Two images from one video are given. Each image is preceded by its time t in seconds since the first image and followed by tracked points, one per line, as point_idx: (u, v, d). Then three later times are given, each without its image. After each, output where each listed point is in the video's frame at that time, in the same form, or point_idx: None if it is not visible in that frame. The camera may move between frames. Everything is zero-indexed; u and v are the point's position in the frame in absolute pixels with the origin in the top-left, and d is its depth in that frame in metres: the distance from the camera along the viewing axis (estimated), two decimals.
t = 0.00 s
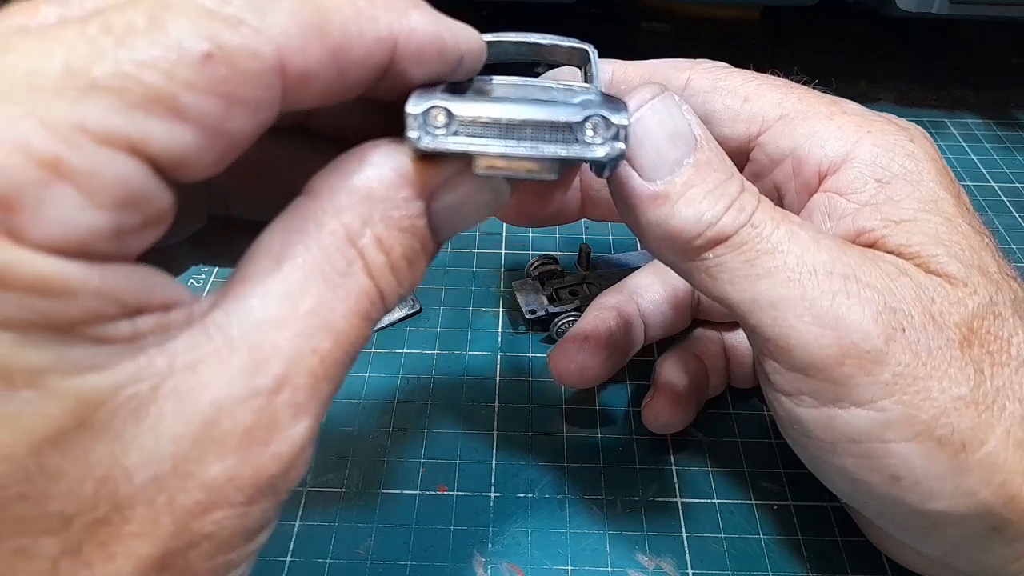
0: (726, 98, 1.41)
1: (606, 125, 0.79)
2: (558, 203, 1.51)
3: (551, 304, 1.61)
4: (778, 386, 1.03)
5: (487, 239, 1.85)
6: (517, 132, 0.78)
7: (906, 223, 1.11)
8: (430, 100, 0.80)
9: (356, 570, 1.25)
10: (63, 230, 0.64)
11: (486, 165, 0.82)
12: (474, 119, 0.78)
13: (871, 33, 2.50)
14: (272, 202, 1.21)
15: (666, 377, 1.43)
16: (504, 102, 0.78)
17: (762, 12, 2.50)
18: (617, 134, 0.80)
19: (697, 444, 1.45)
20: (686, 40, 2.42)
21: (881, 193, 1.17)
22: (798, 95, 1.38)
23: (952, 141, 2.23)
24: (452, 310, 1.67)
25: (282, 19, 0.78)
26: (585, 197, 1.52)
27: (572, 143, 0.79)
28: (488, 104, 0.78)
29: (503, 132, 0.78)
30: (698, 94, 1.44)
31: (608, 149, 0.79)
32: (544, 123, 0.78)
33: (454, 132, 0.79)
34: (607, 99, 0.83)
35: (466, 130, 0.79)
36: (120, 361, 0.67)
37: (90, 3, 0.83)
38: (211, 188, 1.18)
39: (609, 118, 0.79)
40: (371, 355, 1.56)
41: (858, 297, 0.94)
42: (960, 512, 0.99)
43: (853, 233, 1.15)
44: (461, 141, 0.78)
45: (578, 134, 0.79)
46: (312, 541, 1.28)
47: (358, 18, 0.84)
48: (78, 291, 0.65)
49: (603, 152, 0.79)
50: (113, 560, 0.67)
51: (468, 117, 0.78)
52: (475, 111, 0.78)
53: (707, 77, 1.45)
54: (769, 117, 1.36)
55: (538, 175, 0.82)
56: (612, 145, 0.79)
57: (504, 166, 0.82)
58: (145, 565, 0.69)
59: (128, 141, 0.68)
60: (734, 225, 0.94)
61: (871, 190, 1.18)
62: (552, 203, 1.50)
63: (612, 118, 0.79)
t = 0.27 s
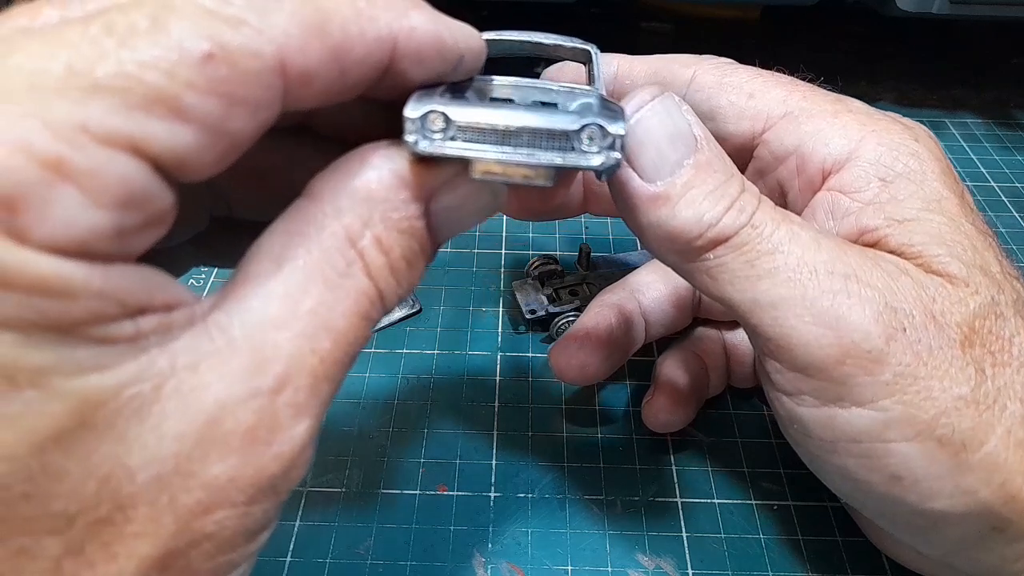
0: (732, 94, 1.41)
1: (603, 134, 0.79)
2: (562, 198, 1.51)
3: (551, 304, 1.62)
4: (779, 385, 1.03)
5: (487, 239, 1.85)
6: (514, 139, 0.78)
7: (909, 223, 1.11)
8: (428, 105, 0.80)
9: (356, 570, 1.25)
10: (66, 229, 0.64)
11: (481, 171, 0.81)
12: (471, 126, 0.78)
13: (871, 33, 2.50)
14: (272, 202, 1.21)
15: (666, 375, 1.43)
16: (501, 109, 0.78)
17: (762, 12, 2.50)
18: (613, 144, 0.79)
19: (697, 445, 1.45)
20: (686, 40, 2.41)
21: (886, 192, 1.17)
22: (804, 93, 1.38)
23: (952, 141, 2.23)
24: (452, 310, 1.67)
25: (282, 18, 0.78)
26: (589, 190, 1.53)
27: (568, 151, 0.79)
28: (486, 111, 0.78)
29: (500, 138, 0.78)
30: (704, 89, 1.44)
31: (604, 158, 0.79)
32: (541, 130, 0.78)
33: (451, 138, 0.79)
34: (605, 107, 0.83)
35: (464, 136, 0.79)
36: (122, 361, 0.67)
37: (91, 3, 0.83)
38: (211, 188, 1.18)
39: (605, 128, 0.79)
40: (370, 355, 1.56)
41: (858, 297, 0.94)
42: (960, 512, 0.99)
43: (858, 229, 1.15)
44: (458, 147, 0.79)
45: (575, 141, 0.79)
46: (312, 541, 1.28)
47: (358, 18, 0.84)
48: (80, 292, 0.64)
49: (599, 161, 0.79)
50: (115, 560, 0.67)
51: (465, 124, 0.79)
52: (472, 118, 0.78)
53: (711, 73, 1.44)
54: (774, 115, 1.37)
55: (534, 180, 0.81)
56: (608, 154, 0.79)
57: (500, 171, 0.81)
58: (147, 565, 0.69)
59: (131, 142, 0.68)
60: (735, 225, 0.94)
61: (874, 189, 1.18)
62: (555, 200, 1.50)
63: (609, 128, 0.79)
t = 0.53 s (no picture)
0: (728, 97, 1.41)
1: (604, 136, 0.79)
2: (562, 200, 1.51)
3: (551, 304, 1.62)
4: (779, 385, 1.03)
5: (487, 239, 1.85)
6: (515, 142, 0.79)
7: (907, 223, 1.11)
8: (430, 109, 0.80)
9: (356, 570, 1.25)
10: (75, 232, 0.64)
11: (484, 174, 0.81)
12: (473, 130, 0.79)
13: (870, 33, 2.50)
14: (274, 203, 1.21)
15: (666, 374, 1.44)
16: (502, 113, 0.78)
17: (762, 12, 2.50)
18: (614, 145, 0.79)
19: (696, 445, 1.45)
20: (686, 40, 2.41)
21: (885, 192, 1.17)
22: (801, 95, 1.38)
23: (951, 141, 2.23)
24: (452, 310, 1.67)
25: (287, 23, 0.78)
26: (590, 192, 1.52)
27: (570, 153, 0.79)
28: (488, 114, 0.79)
29: (502, 141, 0.79)
30: (700, 94, 1.44)
31: (606, 160, 0.79)
32: (542, 134, 0.78)
33: (453, 142, 0.80)
34: (605, 109, 0.82)
35: (466, 139, 0.79)
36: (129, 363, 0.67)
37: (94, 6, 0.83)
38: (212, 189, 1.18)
39: (607, 130, 0.79)
40: (370, 355, 1.56)
41: (858, 296, 0.95)
42: (960, 511, 0.99)
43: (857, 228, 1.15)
44: (460, 151, 0.79)
45: (576, 143, 0.79)
46: (312, 541, 1.29)
47: (361, 23, 0.84)
48: (87, 294, 0.64)
49: (600, 162, 0.79)
50: (120, 561, 0.67)
51: (468, 129, 0.79)
52: (474, 122, 0.78)
53: (709, 77, 1.44)
54: (771, 117, 1.36)
55: (535, 183, 0.81)
56: (608, 156, 0.79)
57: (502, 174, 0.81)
58: (151, 566, 0.69)
59: (136, 144, 0.68)
60: (734, 225, 0.94)
61: (873, 190, 1.18)
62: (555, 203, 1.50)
63: (610, 130, 0.79)
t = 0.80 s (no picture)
0: (727, 99, 1.41)
1: (598, 138, 0.79)
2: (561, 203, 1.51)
3: (551, 304, 1.62)
4: (776, 384, 1.04)
5: (487, 240, 1.85)
6: (511, 146, 0.79)
7: (903, 222, 1.12)
8: (427, 114, 0.80)
9: (355, 570, 1.25)
10: (82, 234, 0.64)
11: (481, 178, 0.82)
12: (469, 134, 0.79)
13: (870, 33, 2.51)
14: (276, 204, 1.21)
15: (665, 371, 1.45)
16: (498, 118, 0.79)
17: (762, 12, 2.50)
18: (608, 147, 0.80)
19: (696, 444, 1.45)
20: (686, 40, 2.42)
21: (881, 191, 1.17)
22: (797, 96, 1.39)
23: (952, 141, 2.24)
24: (452, 310, 1.67)
25: (291, 29, 0.78)
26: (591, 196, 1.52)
27: (564, 156, 0.80)
28: (484, 118, 0.79)
29: (498, 145, 0.79)
30: (699, 96, 1.45)
31: (599, 162, 0.80)
32: (537, 136, 0.78)
33: (450, 146, 0.80)
34: (600, 112, 0.82)
35: (462, 143, 0.79)
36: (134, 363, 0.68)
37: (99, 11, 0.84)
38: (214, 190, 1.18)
39: (600, 132, 0.79)
40: (371, 355, 1.56)
41: (854, 295, 0.95)
42: (955, 510, 1.00)
43: (853, 229, 1.16)
44: (456, 154, 0.79)
45: (570, 146, 0.79)
46: (312, 541, 1.29)
47: (362, 28, 0.85)
48: (94, 294, 0.65)
49: (594, 164, 0.79)
50: (123, 559, 0.68)
51: (464, 133, 0.79)
52: (470, 126, 0.78)
53: (708, 78, 1.45)
54: (768, 117, 1.37)
55: (532, 185, 0.81)
56: (603, 158, 0.80)
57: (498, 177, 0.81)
58: (154, 564, 0.69)
59: (140, 146, 0.69)
60: (731, 225, 0.94)
61: (869, 190, 1.18)
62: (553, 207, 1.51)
63: (604, 132, 0.79)
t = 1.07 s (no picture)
0: (721, 104, 1.42)
1: (577, 144, 0.79)
2: (559, 212, 1.51)
3: (551, 304, 1.62)
4: (769, 387, 1.05)
5: (487, 240, 1.86)
6: (492, 150, 0.79)
7: (893, 223, 1.12)
8: (413, 118, 0.81)
9: (355, 570, 1.26)
10: (88, 230, 0.66)
11: (463, 180, 0.81)
12: (453, 137, 0.80)
13: (870, 33, 2.51)
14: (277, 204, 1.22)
15: (662, 370, 1.46)
16: (481, 122, 0.80)
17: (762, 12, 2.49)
18: (587, 153, 0.80)
19: (696, 445, 1.46)
20: (687, 40, 2.42)
21: (872, 193, 1.18)
22: (788, 100, 1.39)
23: (952, 141, 2.24)
24: (452, 310, 1.68)
25: (288, 34, 0.79)
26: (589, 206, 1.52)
27: (543, 160, 0.79)
28: (467, 123, 0.80)
29: (479, 149, 0.79)
30: (694, 103, 1.45)
31: (578, 167, 0.79)
32: (518, 141, 0.79)
33: (433, 149, 0.81)
34: (583, 121, 0.84)
35: (446, 147, 0.80)
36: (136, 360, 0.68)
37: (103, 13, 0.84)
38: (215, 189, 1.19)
39: (579, 138, 0.79)
40: (370, 355, 1.57)
41: (841, 297, 0.95)
42: (949, 509, 1.00)
43: (845, 230, 1.16)
44: (440, 157, 0.80)
45: (550, 151, 0.79)
46: (312, 541, 1.30)
47: (359, 32, 0.86)
48: (97, 290, 0.66)
49: (572, 170, 0.79)
50: (126, 551, 0.68)
51: (448, 135, 0.80)
52: (454, 129, 0.80)
53: (702, 86, 1.46)
54: (761, 122, 1.38)
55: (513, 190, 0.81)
56: (581, 164, 0.79)
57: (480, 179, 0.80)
58: (156, 557, 0.70)
59: (143, 146, 0.70)
60: (720, 230, 0.95)
61: (859, 193, 1.19)
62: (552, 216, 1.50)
63: (582, 138, 0.79)
